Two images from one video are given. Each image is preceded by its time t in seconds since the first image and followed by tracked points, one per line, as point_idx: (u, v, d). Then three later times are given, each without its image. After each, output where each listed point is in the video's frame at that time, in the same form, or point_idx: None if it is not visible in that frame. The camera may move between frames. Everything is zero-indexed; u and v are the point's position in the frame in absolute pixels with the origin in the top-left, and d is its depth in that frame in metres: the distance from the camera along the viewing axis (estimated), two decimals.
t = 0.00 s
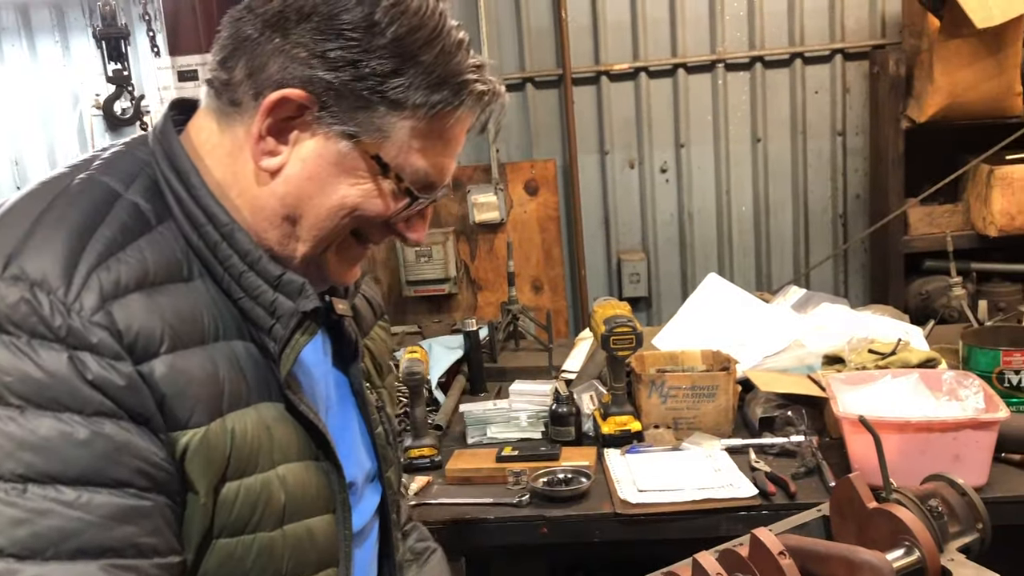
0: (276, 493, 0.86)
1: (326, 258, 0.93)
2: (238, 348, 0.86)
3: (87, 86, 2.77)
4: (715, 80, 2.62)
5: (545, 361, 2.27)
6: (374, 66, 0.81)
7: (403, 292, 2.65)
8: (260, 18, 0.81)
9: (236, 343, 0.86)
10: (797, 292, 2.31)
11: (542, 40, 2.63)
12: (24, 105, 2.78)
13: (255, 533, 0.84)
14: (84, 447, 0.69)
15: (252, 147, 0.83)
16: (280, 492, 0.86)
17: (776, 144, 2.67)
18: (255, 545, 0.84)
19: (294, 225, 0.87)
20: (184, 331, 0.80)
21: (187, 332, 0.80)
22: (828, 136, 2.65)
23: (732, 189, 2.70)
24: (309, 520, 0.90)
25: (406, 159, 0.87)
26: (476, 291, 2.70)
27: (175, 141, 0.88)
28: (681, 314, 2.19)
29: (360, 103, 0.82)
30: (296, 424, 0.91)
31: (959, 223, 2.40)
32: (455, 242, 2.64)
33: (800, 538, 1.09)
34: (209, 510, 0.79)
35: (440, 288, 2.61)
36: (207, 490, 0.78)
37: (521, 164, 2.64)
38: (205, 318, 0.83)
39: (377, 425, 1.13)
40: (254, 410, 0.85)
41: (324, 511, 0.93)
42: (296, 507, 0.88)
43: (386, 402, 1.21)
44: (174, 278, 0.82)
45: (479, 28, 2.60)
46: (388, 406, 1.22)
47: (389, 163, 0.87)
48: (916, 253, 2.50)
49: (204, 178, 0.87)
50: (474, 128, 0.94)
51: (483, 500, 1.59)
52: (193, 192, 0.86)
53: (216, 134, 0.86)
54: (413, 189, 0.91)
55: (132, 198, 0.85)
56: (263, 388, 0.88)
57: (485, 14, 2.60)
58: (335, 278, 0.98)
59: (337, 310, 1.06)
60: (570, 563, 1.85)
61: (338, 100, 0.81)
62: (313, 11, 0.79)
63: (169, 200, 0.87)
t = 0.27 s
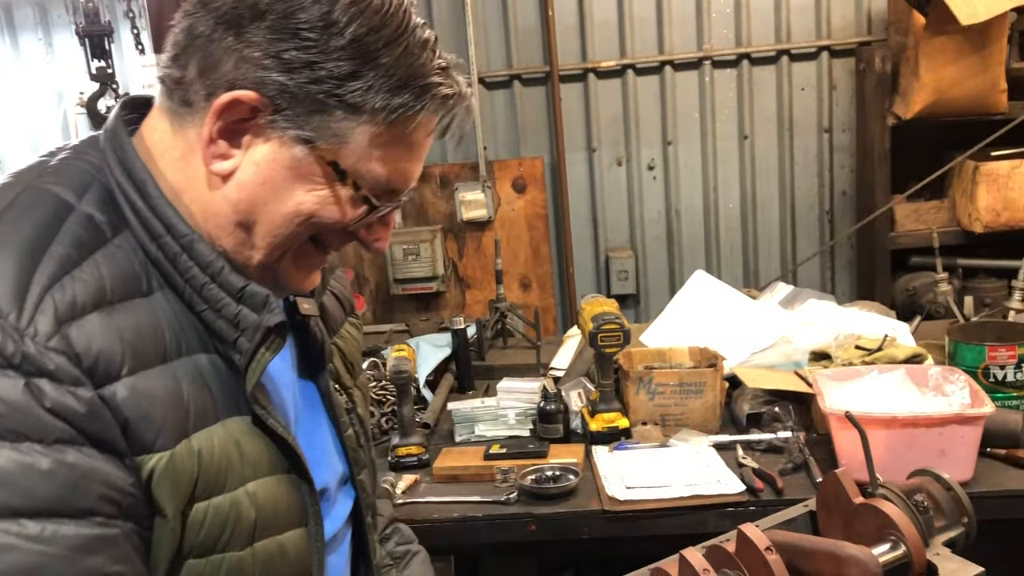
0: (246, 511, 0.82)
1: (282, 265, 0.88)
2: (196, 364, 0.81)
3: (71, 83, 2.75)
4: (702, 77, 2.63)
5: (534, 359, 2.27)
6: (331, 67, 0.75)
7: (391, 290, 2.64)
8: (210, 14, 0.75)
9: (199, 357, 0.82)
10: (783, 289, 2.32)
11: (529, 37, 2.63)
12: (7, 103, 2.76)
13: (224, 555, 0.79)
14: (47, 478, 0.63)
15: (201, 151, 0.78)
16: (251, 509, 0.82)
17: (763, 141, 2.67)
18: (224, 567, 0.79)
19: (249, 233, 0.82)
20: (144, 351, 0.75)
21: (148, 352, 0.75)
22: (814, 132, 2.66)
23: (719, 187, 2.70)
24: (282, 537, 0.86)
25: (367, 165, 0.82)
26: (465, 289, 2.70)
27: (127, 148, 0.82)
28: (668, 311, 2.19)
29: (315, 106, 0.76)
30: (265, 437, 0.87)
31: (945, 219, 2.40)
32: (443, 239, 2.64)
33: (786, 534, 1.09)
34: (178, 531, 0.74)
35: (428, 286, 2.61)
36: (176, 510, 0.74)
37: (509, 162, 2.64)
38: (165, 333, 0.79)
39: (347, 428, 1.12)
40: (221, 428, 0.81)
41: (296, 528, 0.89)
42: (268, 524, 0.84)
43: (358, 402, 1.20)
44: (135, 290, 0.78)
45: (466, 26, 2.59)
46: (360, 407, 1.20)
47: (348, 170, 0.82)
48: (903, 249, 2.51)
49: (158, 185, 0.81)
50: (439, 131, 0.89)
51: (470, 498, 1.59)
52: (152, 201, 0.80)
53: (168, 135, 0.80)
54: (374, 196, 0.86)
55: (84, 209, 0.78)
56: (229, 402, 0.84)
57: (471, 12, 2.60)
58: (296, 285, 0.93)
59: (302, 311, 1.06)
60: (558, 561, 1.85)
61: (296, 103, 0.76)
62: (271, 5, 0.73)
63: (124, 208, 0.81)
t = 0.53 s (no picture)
0: (215, 541, 0.79)
1: (261, 286, 0.84)
2: (165, 393, 0.78)
3: (60, 82, 2.74)
4: (692, 75, 2.63)
5: (525, 357, 2.27)
6: (310, 90, 0.72)
7: (382, 288, 2.64)
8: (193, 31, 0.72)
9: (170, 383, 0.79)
10: (773, 287, 2.32)
11: (520, 36, 2.63)
12: None
13: None
14: None
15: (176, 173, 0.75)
16: (220, 538, 0.79)
17: (753, 139, 2.68)
18: None
19: (225, 254, 0.79)
20: (110, 384, 0.72)
21: (115, 385, 0.73)
22: (804, 130, 2.67)
23: (709, 184, 2.71)
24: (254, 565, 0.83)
25: (346, 188, 0.79)
26: (456, 287, 2.70)
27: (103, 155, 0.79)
28: (659, 309, 2.20)
29: (294, 129, 0.73)
30: (239, 465, 0.83)
31: (934, 217, 2.41)
32: (434, 238, 2.64)
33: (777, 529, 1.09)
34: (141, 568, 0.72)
35: (419, 284, 2.61)
36: (142, 548, 0.71)
37: (500, 160, 2.64)
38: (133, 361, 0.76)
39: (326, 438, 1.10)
40: (192, 459, 0.78)
41: (273, 553, 0.86)
42: (239, 552, 0.81)
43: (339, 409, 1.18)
44: (102, 315, 0.75)
45: (457, 24, 2.59)
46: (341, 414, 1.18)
47: (327, 193, 0.78)
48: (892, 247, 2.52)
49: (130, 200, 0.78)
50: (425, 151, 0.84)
51: (462, 495, 1.59)
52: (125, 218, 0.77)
53: (145, 151, 0.77)
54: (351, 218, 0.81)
55: (56, 230, 0.75)
56: (201, 427, 0.81)
57: (462, 10, 2.60)
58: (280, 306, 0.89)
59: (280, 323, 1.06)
60: (551, 559, 1.85)
61: (273, 126, 0.73)
62: (249, 22, 0.71)
63: (97, 226, 0.78)
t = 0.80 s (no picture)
0: (168, 540, 0.72)
1: (228, 273, 0.79)
2: (108, 392, 0.71)
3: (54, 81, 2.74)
4: (686, 75, 2.64)
5: (521, 357, 2.28)
6: (255, 62, 0.67)
7: (377, 288, 2.65)
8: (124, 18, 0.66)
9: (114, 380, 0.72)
10: (766, 286, 2.32)
11: (515, 36, 2.64)
12: None
13: None
14: None
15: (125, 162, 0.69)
16: (172, 538, 0.73)
17: (746, 140, 2.69)
18: None
19: (186, 241, 0.73)
20: (39, 388, 0.65)
21: (42, 391, 0.66)
22: (798, 131, 2.68)
23: (704, 185, 2.72)
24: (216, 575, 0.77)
25: (303, 158, 0.73)
26: (450, 287, 2.71)
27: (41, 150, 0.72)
28: (654, 308, 2.21)
29: (242, 104, 0.68)
30: (193, 462, 0.76)
31: (927, 217, 2.42)
32: (429, 238, 2.64)
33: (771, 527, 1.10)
34: None
35: (415, 285, 2.62)
36: (77, 551, 0.64)
37: (494, 160, 2.64)
38: (67, 361, 0.68)
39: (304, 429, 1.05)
40: (140, 461, 0.71)
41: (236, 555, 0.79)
42: (196, 555, 0.75)
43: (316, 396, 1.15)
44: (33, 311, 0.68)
45: (452, 25, 2.60)
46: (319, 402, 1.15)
47: (284, 168, 0.73)
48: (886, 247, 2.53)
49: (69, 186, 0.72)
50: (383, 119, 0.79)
51: (458, 495, 1.59)
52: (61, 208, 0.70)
53: (91, 144, 0.72)
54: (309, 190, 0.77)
55: None
56: (153, 423, 0.74)
57: (457, 10, 2.60)
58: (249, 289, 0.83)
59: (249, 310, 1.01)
60: (546, 558, 1.86)
61: (221, 107, 0.68)
62: None
63: (38, 220, 0.71)
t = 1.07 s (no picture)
0: (71, 521, 0.72)
1: (162, 229, 0.83)
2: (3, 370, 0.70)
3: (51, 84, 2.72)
4: (684, 76, 2.64)
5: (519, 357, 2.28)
6: None
7: (375, 289, 2.65)
8: None
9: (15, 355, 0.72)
10: (765, 287, 2.32)
11: (512, 37, 2.63)
12: None
13: None
14: None
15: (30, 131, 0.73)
16: (78, 519, 0.73)
17: (744, 140, 2.69)
18: None
19: (111, 202, 0.78)
20: None
21: None
22: (796, 131, 2.68)
23: (702, 185, 2.72)
24: (135, 545, 0.77)
25: (210, 89, 0.78)
26: (449, 288, 2.71)
27: None
28: (653, 309, 2.20)
29: (134, 45, 0.73)
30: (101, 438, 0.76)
31: (926, 217, 2.42)
32: (427, 239, 2.64)
33: (771, 527, 1.10)
34: None
35: (413, 286, 2.62)
36: None
37: (492, 161, 2.64)
38: None
39: (262, 413, 1.01)
40: (37, 435, 0.72)
41: (156, 533, 0.79)
42: (109, 533, 0.75)
43: (287, 382, 1.08)
44: None
45: (449, 26, 2.60)
46: (290, 387, 1.08)
47: (191, 102, 0.78)
48: (884, 247, 2.53)
49: None
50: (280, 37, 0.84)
51: (456, 496, 1.59)
52: None
53: None
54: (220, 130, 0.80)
55: None
56: (57, 402, 0.73)
57: (454, 12, 2.60)
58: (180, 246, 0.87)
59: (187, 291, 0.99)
60: (544, 559, 1.85)
61: (108, 50, 0.72)
62: None
63: None
